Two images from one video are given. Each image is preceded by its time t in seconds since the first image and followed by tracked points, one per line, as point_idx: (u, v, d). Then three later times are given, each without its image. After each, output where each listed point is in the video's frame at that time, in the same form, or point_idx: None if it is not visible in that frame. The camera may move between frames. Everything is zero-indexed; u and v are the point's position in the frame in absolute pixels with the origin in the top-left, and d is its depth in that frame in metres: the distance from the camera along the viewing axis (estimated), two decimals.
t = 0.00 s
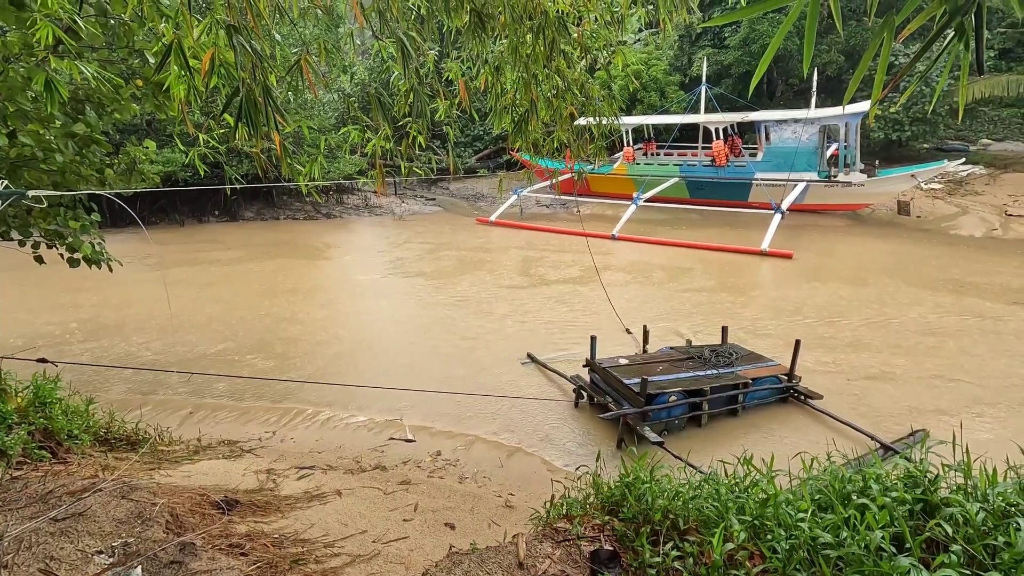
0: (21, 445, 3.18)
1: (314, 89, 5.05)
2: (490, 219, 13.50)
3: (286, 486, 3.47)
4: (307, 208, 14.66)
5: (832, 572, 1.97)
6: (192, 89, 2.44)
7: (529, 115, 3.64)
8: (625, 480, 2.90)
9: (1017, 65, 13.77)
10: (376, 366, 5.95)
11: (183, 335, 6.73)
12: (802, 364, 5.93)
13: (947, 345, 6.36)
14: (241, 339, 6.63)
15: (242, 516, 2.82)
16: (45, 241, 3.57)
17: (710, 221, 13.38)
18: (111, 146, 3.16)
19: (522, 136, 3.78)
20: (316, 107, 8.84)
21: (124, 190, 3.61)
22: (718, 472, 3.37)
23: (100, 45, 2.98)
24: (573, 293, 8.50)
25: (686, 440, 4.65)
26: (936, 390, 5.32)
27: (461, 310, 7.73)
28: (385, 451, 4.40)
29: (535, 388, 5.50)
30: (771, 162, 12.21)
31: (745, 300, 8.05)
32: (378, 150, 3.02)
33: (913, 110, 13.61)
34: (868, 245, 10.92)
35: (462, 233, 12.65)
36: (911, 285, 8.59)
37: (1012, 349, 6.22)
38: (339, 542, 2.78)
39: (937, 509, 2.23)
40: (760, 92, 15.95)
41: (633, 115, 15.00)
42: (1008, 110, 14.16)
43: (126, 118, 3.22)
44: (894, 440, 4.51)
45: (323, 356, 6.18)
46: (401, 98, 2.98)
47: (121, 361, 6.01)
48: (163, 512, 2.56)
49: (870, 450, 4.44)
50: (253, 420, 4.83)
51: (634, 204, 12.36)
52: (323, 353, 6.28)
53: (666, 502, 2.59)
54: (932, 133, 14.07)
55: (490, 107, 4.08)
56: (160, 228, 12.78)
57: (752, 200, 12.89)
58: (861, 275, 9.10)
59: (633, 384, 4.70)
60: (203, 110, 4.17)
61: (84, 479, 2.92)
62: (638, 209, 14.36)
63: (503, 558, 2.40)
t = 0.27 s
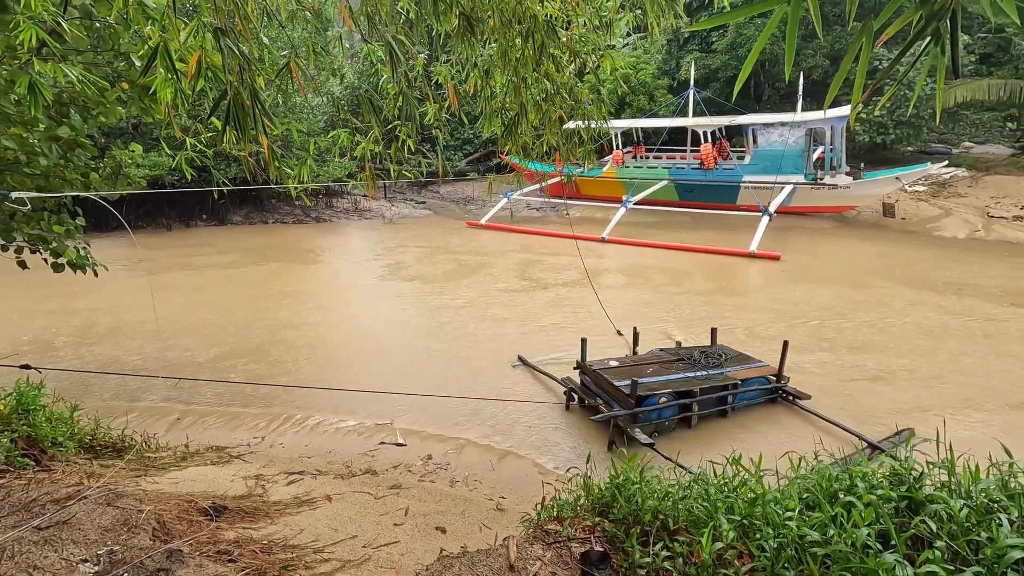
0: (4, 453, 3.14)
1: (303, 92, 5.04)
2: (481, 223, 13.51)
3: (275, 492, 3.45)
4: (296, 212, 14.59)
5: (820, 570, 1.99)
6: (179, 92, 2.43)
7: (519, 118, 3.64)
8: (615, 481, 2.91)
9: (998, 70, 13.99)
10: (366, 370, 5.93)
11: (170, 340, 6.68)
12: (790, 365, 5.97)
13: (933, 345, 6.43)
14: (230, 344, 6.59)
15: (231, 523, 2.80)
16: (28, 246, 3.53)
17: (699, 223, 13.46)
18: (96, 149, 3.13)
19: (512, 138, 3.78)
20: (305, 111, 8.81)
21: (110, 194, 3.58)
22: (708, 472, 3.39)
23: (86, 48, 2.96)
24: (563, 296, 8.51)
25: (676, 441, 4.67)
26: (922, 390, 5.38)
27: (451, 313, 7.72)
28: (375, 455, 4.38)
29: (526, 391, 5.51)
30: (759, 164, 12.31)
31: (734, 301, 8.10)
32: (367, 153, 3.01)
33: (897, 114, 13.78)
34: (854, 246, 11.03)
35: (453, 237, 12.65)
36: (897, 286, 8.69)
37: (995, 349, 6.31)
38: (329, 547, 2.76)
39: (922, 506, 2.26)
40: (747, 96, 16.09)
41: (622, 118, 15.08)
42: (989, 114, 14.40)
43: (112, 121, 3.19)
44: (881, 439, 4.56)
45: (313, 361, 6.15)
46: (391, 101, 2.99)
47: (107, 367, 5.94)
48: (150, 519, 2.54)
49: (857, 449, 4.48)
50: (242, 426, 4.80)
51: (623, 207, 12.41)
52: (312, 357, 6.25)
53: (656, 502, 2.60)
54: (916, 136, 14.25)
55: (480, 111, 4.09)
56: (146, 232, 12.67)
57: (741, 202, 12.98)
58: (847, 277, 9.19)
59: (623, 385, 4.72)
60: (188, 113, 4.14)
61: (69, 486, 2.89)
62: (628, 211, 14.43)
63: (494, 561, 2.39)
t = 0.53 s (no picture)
0: None
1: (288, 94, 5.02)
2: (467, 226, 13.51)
3: (260, 500, 3.42)
4: (281, 217, 14.50)
5: (802, 569, 2.01)
6: (160, 97, 2.41)
7: (505, 122, 3.65)
8: (601, 484, 2.93)
9: (974, 74, 14.27)
10: (353, 375, 5.90)
11: (152, 347, 6.60)
12: (775, 366, 6.03)
13: (913, 345, 6.53)
14: (214, 351, 6.52)
15: (214, 532, 2.77)
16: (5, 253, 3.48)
17: (684, 226, 13.56)
18: (74, 154, 3.09)
19: (498, 143, 3.78)
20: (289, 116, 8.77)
21: (90, 199, 3.53)
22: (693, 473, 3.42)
23: (63, 51, 2.93)
24: (550, 299, 8.53)
25: (663, 442, 4.70)
26: (902, 389, 5.46)
27: (437, 317, 7.71)
28: (362, 461, 4.36)
29: (513, 395, 5.51)
30: (742, 167, 12.44)
31: (719, 303, 8.17)
32: (352, 157, 3.01)
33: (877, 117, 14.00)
34: (836, 248, 11.18)
35: (439, 240, 12.63)
36: (878, 286, 8.81)
37: (973, 348, 6.42)
38: (315, 555, 2.75)
39: (901, 504, 2.29)
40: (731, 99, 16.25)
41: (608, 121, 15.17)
42: (965, 117, 14.69)
43: (91, 125, 3.15)
44: (863, 438, 4.62)
45: (298, 367, 6.11)
46: (375, 107, 2.98)
47: (88, 376, 5.87)
48: (131, 530, 2.51)
49: (839, 448, 4.54)
50: (226, 433, 4.76)
51: (609, 210, 12.48)
52: (298, 363, 6.20)
53: (642, 505, 2.62)
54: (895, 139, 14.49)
55: (467, 115, 4.11)
56: (128, 238, 12.52)
57: (725, 205, 13.10)
58: (830, 278, 9.30)
59: (610, 388, 4.74)
60: (169, 116, 4.10)
61: (48, 498, 2.85)
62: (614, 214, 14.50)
63: (481, 566, 2.39)
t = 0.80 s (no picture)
0: None
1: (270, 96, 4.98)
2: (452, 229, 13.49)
3: (243, 508, 3.39)
4: (263, 221, 14.38)
5: (782, 567, 2.04)
6: (137, 101, 2.39)
7: (488, 126, 3.65)
8: (585, 486, 2.94)
9: (947, 78, 14.59)
10: (337, 380, 5.87)
11: (131, 355, 6.51)
12: (757, 366, 6.10)
13: (891, 344, 6.64)
14: (195, 357, 6.45)
15: (195, 542, 2.74)
16: None
17: (667, 228, 13.67)
18: (48, 158, 3.05)
19: (481, 146, 3.78)
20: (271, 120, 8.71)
21: (66, 203, 3.48)
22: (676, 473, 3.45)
23: (36, 53, 2.88)
24: (535, 302, 8.55)
25: (647, 443, 4.73)
26: (880, 388, 5.55)
27: (422, 321, 7.69)
28: (347, 467, 4.34)
29: (498, 398, 5.51)
30: (724, 170, 12.57)
31: (702, 304, 8.24)
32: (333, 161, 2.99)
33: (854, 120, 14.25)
34: (816, 249, 11.33)
35: (424, 244, 12.60)
36: (856, 287, 8.95)
37: (948, 346, 6.54)
38: (299, 563, 2.73)
39: (877, 500, 2.33)
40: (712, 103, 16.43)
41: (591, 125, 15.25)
42: (938, 121, 15.01)
43: (67, 129, 3.11)
44: (843, 436, 4.69)
45: (281, 373, 6.06)
46: (357, 110, 2.98)
47: (64, 384, 5.77)
48: (109, 541, 2.48)
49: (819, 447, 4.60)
50: (208, 441, 4.70)
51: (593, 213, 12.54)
52: (281, 369, 6.15)
53: (625, 506, 2.64)
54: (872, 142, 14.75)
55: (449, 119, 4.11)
56: (105, 243, 12.32)
57: (707, 207, 13.22)
58: (810, 279, 9.43)
59: (595, 390, 4.76)
60: (147, 119, 4.05)
61: (22, 510, 2.80)
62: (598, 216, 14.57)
63: (465, 569, 2.38)
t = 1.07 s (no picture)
0: None
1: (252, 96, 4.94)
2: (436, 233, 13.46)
3: (225, 517, 3.35)
4: (245, 225, 14.24)
5: (764, 565, 2.06)
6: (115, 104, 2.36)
7: (472, 129, 3.64)
8: (571, 488, 2.95)
9: (922, 82, 14.89)
10: (321, 386, 5.83)
11: (110, 362, 6.41)
12: (740, 366, 6.16)
13: (870, 343, 6.74)
14: (175, 364, 6.37)
15: (175, 552, 2.71)
16: None
17: (651, 230, 13.76)
18: (21, 161, 2.99)
19: (466, 150, 3.78)
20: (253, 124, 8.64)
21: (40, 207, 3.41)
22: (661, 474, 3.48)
23: (9, 56, 2.83)
24: (520, 305, 8.56)
25: (632, 445, 4.75)
26: (860, 386, 5.63)
27: (407, 325, 7.66)
28: (331, 473, 4.31)
29: (485, 401, 5.50)
30: (706, 172, 12.69)
31: (686, 306, 8.31)
32: (316, 165, 2.98)
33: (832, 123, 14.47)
34: (797, 250, 11.47)
35: (408, 247, 12.56)
36: (836, 287, 9.08)
37: (925, 345, 6.66)
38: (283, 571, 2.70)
39: (857, 498, 2.37)
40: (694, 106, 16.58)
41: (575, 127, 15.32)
42: (913, 124, 15.31)
43: (41, 132, 3.05)
44: (824, 434, 4.75)
45: (264, 378, 6.00)
46: (340, 114, 2.96)
47: (41, 393, 5.67)
48: (86, 554, 2.43)
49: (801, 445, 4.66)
50: (189, 449, 4.65)
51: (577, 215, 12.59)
52: (264, 375, 6.09)
53: (611, 507, 2.65)
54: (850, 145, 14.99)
55: (433, 122, 4.10)
56: (83, 248, 12.13)
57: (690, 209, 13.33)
58: (791, 279, 9.54)
59: (581, 392, 4.78)
60: (126, 121, 3.99)
61: None
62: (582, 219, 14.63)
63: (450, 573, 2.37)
